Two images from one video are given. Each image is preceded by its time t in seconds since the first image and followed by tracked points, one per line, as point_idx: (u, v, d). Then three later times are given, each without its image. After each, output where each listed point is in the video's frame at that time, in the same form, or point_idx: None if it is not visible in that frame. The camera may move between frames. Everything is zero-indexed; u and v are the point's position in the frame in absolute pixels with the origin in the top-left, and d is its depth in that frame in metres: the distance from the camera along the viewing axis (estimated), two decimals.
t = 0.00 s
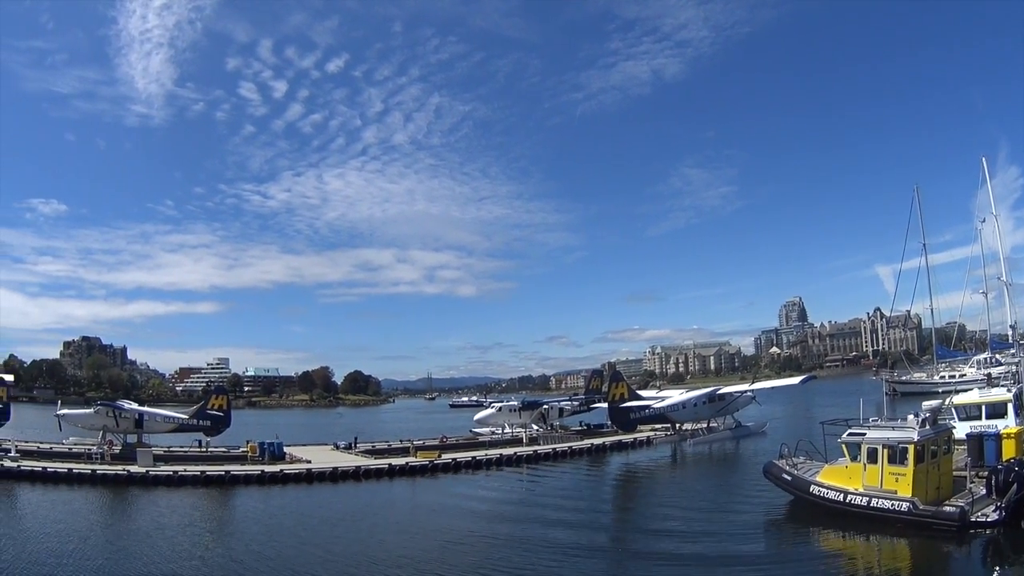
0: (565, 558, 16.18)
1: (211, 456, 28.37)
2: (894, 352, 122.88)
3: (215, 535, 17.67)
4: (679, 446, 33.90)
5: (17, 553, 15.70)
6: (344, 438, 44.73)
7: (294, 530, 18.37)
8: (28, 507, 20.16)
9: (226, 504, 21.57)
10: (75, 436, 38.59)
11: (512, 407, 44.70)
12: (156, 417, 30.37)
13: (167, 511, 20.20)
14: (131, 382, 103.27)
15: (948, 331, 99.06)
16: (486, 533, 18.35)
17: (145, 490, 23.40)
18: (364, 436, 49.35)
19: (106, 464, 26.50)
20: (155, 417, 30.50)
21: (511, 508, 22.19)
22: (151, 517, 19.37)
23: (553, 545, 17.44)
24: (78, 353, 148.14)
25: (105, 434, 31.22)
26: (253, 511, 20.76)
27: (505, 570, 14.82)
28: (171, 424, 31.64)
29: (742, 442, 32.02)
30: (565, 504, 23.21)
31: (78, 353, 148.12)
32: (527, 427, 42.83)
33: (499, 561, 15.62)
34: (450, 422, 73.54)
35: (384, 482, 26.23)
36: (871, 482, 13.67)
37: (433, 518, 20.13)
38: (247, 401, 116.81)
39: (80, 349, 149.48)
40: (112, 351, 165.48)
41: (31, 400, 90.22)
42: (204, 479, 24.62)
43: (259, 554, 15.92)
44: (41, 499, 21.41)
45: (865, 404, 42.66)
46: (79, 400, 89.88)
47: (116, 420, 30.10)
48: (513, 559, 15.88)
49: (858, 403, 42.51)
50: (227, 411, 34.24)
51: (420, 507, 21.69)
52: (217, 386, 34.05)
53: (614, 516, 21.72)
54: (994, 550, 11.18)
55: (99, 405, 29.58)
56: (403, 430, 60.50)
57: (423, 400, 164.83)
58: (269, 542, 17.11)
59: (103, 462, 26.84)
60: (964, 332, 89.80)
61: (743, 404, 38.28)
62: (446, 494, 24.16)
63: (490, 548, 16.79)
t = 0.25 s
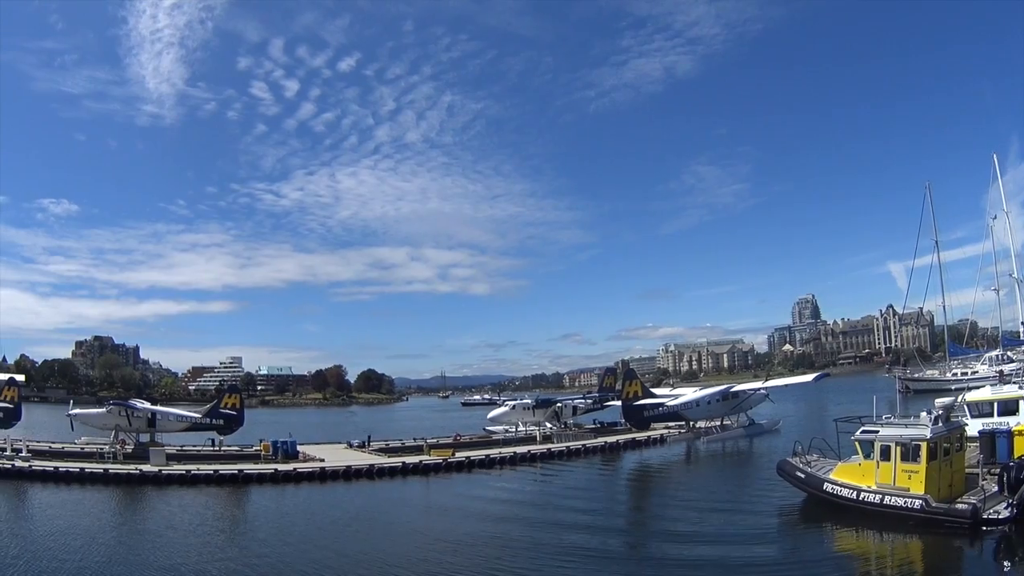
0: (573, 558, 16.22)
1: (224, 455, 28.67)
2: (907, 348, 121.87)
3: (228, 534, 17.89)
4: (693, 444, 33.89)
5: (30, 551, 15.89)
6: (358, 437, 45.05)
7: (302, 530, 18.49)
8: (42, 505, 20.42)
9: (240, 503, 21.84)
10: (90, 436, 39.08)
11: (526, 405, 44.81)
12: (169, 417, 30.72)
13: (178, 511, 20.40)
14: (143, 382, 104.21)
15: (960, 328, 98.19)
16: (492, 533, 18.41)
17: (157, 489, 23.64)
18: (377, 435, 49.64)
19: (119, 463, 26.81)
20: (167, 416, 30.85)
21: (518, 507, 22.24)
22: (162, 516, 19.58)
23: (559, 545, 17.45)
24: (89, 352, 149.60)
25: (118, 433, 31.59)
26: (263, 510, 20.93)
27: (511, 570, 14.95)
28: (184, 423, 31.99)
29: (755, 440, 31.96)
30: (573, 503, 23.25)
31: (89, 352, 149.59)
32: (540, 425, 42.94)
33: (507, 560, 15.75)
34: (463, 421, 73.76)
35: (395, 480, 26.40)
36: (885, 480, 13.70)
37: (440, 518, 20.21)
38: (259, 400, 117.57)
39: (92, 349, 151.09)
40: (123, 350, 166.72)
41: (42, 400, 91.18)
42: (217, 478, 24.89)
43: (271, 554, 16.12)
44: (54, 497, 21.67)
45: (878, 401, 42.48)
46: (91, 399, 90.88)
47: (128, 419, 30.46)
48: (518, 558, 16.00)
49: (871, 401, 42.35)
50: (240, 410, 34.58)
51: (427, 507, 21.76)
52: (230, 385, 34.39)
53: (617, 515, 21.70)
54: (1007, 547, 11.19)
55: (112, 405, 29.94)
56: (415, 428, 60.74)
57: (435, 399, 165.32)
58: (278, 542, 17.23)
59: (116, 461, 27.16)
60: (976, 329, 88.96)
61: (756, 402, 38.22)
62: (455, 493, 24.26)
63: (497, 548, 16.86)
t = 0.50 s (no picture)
0: (584, 558, 16.35)
1: (238, 454, 29.01)
2: (921, 346, 120.73)
3: (242, 534, 18.11)
4: (708, 442, 33.84)
5: (40, 551, 16.12)
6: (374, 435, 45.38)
7: (310, 530, 18.65)
8: (55, 505, 20.70)
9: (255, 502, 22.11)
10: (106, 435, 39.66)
11: (540, 404, 44.92)
12: (183, 416, 31.16)
13: (189, 511, 20.62)
14: (158, 381, 105.36)
15: (974, 325, 97.11)
16: (499, 534, 18.45)
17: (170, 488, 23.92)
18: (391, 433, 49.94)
19: (133, 462, 27.20)
20: (181, 415, 31.28)
21: (526, 507, 22.29)
22: (173, 516, 19.80)
23: (571, 546, 17.57)
24: (103, 352, 151.40)
25: (133, 432, 32.04)
26: (273, 510, 21.12)
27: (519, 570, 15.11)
28: (197, 422, 32.40)
29: (770, 439, 31.86)
30: (584, 503, 23.30)
31: (103, 352, 151.38)
32: (554, 424, 43.04)
33: (516, 561, 15.90)
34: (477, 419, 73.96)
35: (409, 479, 26.60)
36: (899, 478, 13.68)
37: (448, 518, 20.30)
38: (273, 399, 118.30)
39: (106, 348, 152.60)
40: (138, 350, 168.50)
41: (55, 400, 92.43)
42: (231, 476, 25.16)
43: (283, 553, 16.31)
44: (67, 497, 21.96)
45: (893, 400, 42.21)
46: (103, 399, 92.05)
47: (142, 418, 30.89)
48: (529, 558, 16.17)
49: (885, 399, 42.08)
50: (254, 409, 34.94)
51: (436, 506, 21.87)
52: (244, 384, 34.73)
53: (627, 515, 21.70)
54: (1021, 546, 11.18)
55: (126, 404, 30.39)
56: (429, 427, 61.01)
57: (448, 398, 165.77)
58: (285, 542, 17.37)
59: (130, 460, 27.55)
60: (989, 328, 88.01)
61: (771, 400, 38.09)
62: (465, 493, 24.37)
63: (507, 548, 17.01)
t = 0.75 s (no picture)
0: (596, 561, 16.46)
1: (251, 454, 29.31)
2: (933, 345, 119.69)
3: (253, 534, 18.33)
4: (721, 441, 33.78)
5: (51, 551, 16.37)
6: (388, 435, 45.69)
7: (317, 530, 18.81)
8: (69, 505, 20.98)
9: (266, 502, 22.32)
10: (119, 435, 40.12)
11: (554, 404, 45.00)
12: (196, 416, 31.56)
13: (199, 511, 20.84)
14: (170, 382, 106.38)
15: (986, 324, 96.14)
16: (504, 535, 18.50)
17: (183, 488, 24.18)
18: (405, 433, 50.22)
19: (146, 462, 27.50)
20: (194, 415, 31.65)
21: (534, 508, 22.35)
22: (183, 516, 20.02)
23: (581, 548, 17.69)
24: (115, 352, 152.99)
25: (145, 432, 32.42)
26: (282, 510, 21.31)
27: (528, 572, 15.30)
28: (210, 422, 32.78)
29: (783, 438, 31.76)
30: (595, 504, 23.31)
31: (115, 352, 152.97)
32: (568, 424, 43.11)
33: (524, 563, 16.07)
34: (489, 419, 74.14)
35: (421, 479, 26.76)
36: (911, 478, 13.62)
37: (454, 519, 20.36)
38: (286, 399, 118.89)
39: (118, 348, 154.04)
40: (150, 350, 170.18)
41: (67, 400, 93.59)
42: (244, 476, 25.42)
43: (293, 553, 16.54)
44: (81, 497, 22.27)
45: (906, 399, 41.94)
46: (115, 399, 93.18)
47: (155, 418, 31.28)
48: (538, 560, 16.41)
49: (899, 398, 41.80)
50: (268, 409, 35.26)
51: (444, 507, 21.98)
52: (257, 384, 35.06)
53: (635, 517, 21.70)
54: None
55: (139, 404, 30.78)
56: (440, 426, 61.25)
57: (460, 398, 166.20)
58: (292, 542, 17.52)
59: (142, 460, 27.87)
60: (1000, 327, 87.14)
61: (784, 400, 37.96)
62: (475, 493, 24.48)
63: (517, 550, 17.14)
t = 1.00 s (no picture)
0: (610, 559, 16.64)
1: (265, 454, 29.65)
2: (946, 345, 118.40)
3: (267, 533, 18.63)
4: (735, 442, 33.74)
5: (63, 551, 16.61)
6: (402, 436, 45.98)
7: (325, 531, 18.96)
8: (83, 505, 21.31)
9: (281, 502, 22.63)
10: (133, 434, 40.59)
11: (568, 404, 45.10)
12: (209, 416, 31.97)
13: (210, 511, 21.08)
14: (185, 381, 107.42)
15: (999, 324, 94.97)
16: (509, 537, 18.57)
17: (197, 488, 24.46)
18: (419, 433, 50.55)
19: (159, 462, 27.83)
20: (207, 415, 32.06)
21: (544, 510, 22.42)
22: (194, 517, 20.27)
23: (595, 547, 17.93)
24: (128, 352, 154.78)
25: (159, 432, 32.85)
26: (292, 510, 21.51)
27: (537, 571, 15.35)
28: (223, 422, 33.17)
29: (798, 439, 31.66)
30: (607, 506, 23.32)
31: (128, 352, 154.77)
32: (582, 424, 43.18)
33: (534, 562, 16.09)
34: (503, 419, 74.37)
35: (435, 479, 26.96)
36: (925, 478, 13.64)
37: (461, 520, 20.46)
38: (300, 399, 119.78)
39: (131, 348, 155.56)
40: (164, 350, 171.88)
41: (81, 400, 94.87)
42: (259, 476, 25.73)
43: (306, 552, 16.80)
44: (95, 497, 22.58)
45: (920, 399, 41.73)
46: (128, 399, 94.38)
47: (169, 418, 31.70)
48: (551, 558, 16.45)
49: (913, 399, 41.59)
50: (282, 409, 35.65)
51: (453, 507, 22.14)
52: (271, 384, 35.45)
53: (643, 519, 21.72)
54: None
55: (152, 404, 31.20)
56: (453, 426, 61.53)
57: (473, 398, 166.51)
58: (299, 543, 17.69)
59: (156, 460, 28.26)
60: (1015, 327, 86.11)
61: (798, 400, 37.83)
62: (484, 493, 24.63)
63: (531, 550, 17.30)
